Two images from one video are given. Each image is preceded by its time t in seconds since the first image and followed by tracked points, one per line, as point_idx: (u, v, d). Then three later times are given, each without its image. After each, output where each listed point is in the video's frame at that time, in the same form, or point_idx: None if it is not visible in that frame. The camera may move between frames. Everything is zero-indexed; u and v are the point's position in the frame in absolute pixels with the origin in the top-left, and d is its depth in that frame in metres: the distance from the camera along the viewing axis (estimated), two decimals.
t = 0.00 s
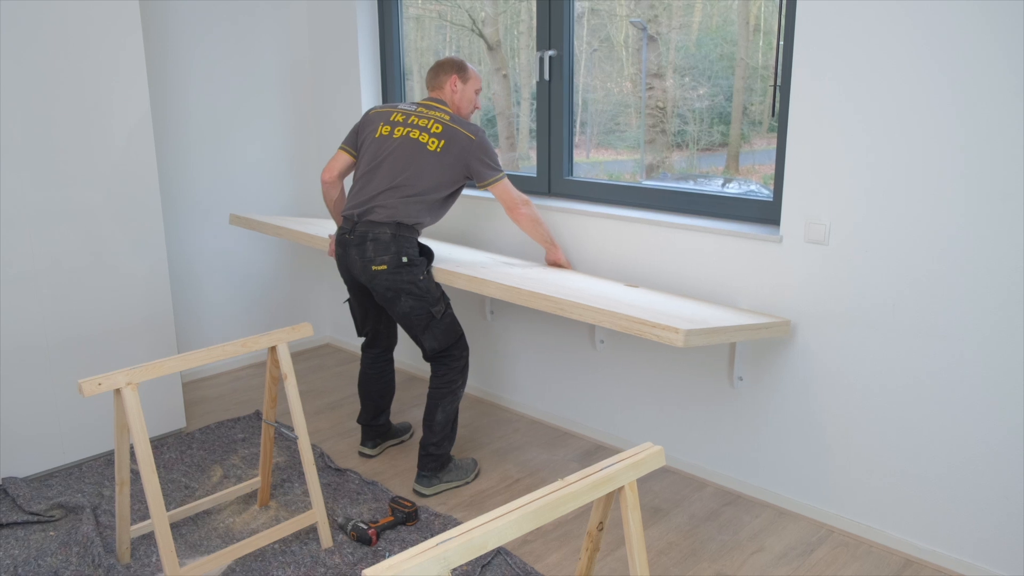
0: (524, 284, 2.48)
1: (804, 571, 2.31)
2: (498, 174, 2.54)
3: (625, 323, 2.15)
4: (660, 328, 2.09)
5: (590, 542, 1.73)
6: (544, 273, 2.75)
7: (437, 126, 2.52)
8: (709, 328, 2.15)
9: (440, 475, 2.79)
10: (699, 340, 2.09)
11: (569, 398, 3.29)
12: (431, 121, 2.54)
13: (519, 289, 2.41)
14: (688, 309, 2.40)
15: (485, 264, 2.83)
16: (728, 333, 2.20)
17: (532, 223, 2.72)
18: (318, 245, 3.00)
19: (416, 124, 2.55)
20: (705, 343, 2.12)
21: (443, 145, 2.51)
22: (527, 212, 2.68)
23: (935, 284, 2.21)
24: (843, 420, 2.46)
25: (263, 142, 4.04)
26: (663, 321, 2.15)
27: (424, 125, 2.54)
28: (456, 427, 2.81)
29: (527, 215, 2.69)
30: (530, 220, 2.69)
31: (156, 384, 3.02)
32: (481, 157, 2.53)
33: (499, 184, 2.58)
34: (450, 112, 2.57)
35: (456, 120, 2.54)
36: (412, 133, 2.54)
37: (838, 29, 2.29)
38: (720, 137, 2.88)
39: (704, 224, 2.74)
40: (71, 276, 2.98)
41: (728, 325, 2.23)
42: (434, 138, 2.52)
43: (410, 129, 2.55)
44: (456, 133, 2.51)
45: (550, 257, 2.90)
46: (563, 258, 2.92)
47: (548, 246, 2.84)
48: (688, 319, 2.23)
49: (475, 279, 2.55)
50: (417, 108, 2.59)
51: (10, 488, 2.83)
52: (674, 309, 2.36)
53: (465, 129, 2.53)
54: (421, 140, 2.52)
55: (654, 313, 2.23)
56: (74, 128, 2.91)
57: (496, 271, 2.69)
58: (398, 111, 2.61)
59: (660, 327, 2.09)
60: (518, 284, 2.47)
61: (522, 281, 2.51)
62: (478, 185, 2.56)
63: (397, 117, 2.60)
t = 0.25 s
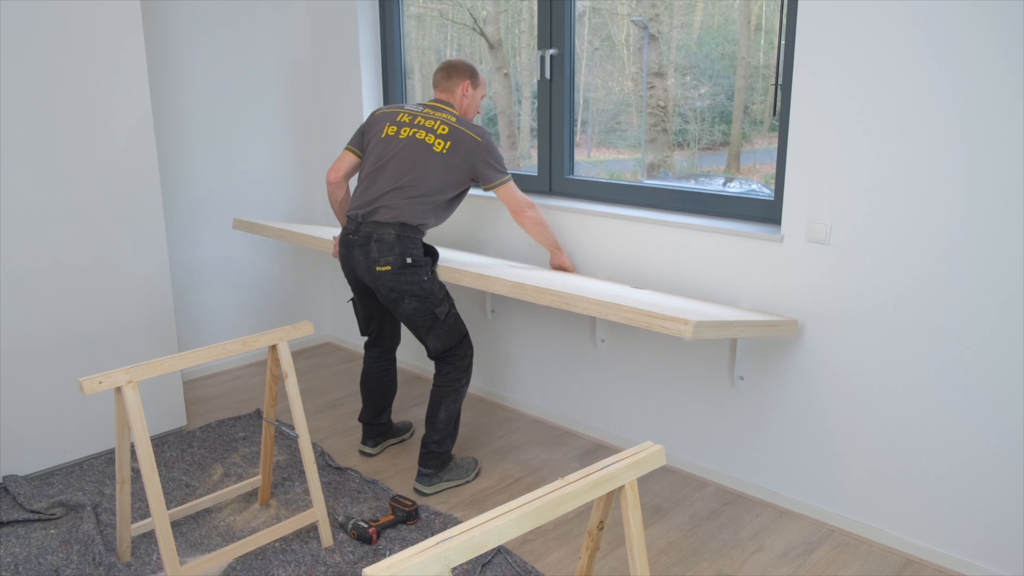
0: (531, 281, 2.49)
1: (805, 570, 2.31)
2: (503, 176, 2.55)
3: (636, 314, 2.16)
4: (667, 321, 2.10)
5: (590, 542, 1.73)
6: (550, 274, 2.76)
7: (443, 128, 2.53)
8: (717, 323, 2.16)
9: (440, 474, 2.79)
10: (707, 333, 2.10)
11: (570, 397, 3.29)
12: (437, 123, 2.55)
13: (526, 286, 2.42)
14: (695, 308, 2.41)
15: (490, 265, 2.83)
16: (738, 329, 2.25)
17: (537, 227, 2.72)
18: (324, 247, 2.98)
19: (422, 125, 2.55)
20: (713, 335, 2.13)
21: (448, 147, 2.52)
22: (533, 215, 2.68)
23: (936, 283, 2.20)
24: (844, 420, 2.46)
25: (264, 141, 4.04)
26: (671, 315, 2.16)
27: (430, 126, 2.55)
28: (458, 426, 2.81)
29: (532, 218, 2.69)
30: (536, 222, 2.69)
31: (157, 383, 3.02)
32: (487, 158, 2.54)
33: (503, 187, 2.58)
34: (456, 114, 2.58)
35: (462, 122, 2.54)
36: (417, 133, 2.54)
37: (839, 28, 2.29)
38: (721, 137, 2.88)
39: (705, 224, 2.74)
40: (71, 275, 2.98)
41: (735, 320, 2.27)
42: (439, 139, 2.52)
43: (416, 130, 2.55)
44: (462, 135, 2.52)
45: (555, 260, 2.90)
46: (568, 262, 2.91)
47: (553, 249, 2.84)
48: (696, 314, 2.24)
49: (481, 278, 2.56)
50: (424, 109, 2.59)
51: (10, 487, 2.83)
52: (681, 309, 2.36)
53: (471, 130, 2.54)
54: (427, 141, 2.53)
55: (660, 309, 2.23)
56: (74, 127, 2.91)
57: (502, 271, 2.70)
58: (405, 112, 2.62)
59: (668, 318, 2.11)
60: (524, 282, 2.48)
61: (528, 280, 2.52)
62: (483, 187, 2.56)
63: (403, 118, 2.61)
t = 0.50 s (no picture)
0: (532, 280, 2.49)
1: (805, 570, 2.31)
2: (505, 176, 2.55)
3: (634, 316, 2.16)
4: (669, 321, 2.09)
5: (591, 541, 1.73)
6: (552, 274, 2.76)
7: (445, 127, 2.53)
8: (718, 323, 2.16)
9: (441, 473, 2.79)
10: (708, 333, 2.10)
11: (570, 396, 3.29)
12: (439, 122, 2.54)
13: (528, 285, 2.41)
14: (696, 308, 2.40)
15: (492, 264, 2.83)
16: (742, 328, 2.26)
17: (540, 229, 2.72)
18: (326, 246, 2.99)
19: (424, 124, 2.55)
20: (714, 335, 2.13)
21: (451, 146, 2.52)
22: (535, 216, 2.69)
23: (936, 283, 2.20)
24: (845, 419, 2.46)
25: (264, 141, 4.04)
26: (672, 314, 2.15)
27: (432, 125, 2.54)
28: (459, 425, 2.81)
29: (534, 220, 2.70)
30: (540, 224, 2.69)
31: (157, 382, 3.02)
32: (489, 158, 2.54)
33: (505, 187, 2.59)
34: (459, 113, 2.58)
35: (465, 121, 2.54)
36: (420, 132, 2.54)
37: (839, 28, 2.29)
38: (722, 135, 2.88)
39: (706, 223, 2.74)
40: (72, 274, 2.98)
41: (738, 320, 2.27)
42: (442, 138, 2.52)
43: (418, 129, 2.55)
44: (465, 134, 2.52)
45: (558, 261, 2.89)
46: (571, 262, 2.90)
47: (556, 250, 2.83)
48: (697, 314, 2.24)
49: (483, 277, 2.55)
50: (426, 109, 2.59)
51: (11, 485, 2.83)
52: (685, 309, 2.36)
53: (474, 130, 2.54)
54: (429, 140, 2.53)
55: (661, 309, 2.23)
56: (73, 127, 2.91)
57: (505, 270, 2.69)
58: (407, 110, 2.61)
59: (669, 318, 2.10)
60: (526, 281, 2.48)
61: (530, 280, 2.52)
62: (485, 186, 2.56)
63: (405, 116, 2.60)
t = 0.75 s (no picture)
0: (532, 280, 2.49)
1: (805, 569, 2.30)
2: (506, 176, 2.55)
3: (634, 317, 2.15)
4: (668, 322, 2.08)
5: (591, 540, 1.73)
6: (553, 274, 2.75)
7: (447, 126, 2.53)
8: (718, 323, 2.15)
9: (441, 472, 2.79)
10: (708, 333, 2.10)
11: (570, 396, 3.28)
12: (441, 121, 2.54)
13: (529, 285, 2.41)
14: (697, 308, 2.40)
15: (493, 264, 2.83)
16: (740, 328, 2.24)
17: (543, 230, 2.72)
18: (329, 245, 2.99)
19: (426, 123, 2.55)
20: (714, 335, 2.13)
21: (452, 145, 2.52)
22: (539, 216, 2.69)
23: (936, 283, 2.20)
24: (845, 418, 2.46)
25: (265, 140, 4.04)
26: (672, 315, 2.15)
27: (434, 124, 2.54)
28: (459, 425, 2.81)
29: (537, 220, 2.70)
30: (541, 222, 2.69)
31: (157, 381, 3.02)
32: (491, 157, 2.54)
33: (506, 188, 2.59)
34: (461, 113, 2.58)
35: (467, 120, 2.54)
36: (421, 131, 2.54)
37: (839, 28, 2.29)
38: (723, 134, 2.88)
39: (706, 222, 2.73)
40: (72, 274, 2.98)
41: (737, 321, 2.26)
42: (443, 137, 2.52)
43: (420, 128, 2.55)
44: (466, 133, 2.52)
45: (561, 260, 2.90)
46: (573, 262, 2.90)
47: (558, 250, 2.83)
48: (696, 314, 2.23)
49: (485, 277, 2.55)
50: (428, 108, 2.59)
51: (11, 484, 2.83)
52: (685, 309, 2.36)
53: (475, 129, 2.54)
54: (430, 139, 2.53)
55: (660, 309, 2.23)
56: (73, 126, 2.91)
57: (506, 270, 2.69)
58: (409, 109, 2.61)
59: (666, 320, 2.09)
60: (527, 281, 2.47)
61: (532, 280, 2.51)
62: (486, 186, 2.56)
63: (406, 115, 2.60)
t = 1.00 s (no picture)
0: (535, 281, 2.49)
1: (806, 568, 2.30)
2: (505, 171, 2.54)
3: (636, 318, 2.15)
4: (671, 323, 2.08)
5: (591, 539, 1.72)
6: (555, 274, 2.75)
7: (447, 123, 2.53)
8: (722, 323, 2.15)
9: (441, 472, 2.79)
10: (711, 335, 2.09)
11: (571, 395, 3.28)
12: (441, 118, 2.54)
13: (531, 286, 2.41)
14: (699, 309, 2.40)
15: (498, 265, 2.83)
16: (743, 329, 2.22)
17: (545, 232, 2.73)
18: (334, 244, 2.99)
19: (426, 121, 2.55)
20: (717, 336, 2.13)
21: (451, 141, 2.51)
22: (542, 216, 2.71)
23: (936, 283, 2.20)
24: (845, 417, 2.46)
25: (265, 140, 4.04)
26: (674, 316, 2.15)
27: (434, 121, 2.54)
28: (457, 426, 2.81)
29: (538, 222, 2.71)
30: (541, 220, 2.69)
31: (157, 381, 3.02)
32: (491, 154, 2.53)
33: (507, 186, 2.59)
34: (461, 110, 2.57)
35: (466, 117, 2.54)
36: (421, 129, 2.54)
37: (839, 28, 2.28)
38: (723, 134, 2.88)
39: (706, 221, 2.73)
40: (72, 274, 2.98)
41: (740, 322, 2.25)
42: (443, 134, 2.52)
43: (421, 125, 2.55)
44: (466, 129, 2.52)
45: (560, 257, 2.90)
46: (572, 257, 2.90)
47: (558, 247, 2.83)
48: (699, 314, 2.23)
49: (487, 278, 2.55)
50: (430, 106, 2.60)
51: (11, 483, 2.83)
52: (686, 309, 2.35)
53: (476, 125, 2.54)
54: (430, 136, 2.53)
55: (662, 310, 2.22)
56: (73, 126, 2.91)
57: (510, 271, 2.68)
58: (410, 108, 2.62)
59: (670, 321, 2.08)
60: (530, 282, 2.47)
61: (534, 280, 2.51)
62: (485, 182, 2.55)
63: (408, 114, 2.61)
